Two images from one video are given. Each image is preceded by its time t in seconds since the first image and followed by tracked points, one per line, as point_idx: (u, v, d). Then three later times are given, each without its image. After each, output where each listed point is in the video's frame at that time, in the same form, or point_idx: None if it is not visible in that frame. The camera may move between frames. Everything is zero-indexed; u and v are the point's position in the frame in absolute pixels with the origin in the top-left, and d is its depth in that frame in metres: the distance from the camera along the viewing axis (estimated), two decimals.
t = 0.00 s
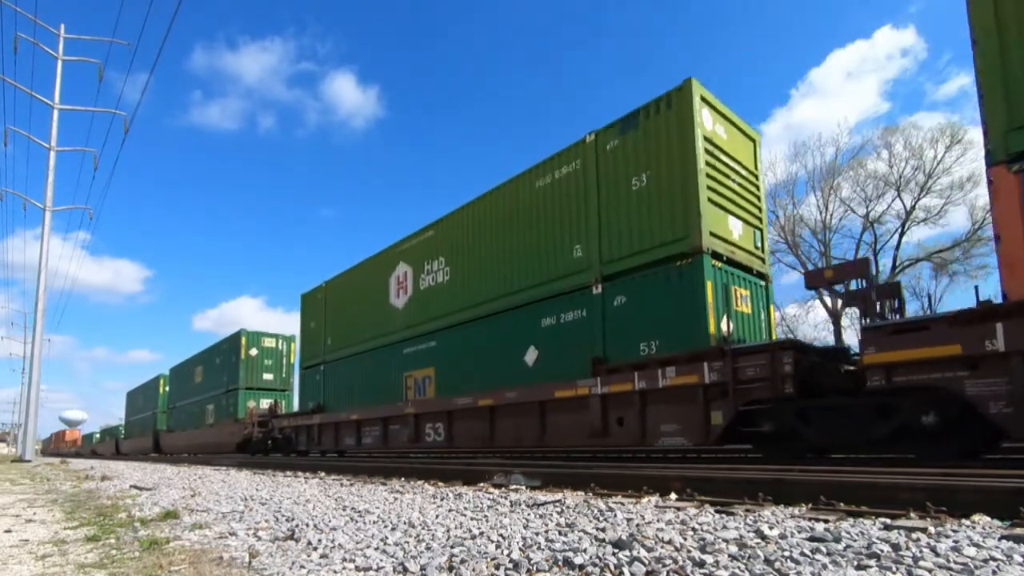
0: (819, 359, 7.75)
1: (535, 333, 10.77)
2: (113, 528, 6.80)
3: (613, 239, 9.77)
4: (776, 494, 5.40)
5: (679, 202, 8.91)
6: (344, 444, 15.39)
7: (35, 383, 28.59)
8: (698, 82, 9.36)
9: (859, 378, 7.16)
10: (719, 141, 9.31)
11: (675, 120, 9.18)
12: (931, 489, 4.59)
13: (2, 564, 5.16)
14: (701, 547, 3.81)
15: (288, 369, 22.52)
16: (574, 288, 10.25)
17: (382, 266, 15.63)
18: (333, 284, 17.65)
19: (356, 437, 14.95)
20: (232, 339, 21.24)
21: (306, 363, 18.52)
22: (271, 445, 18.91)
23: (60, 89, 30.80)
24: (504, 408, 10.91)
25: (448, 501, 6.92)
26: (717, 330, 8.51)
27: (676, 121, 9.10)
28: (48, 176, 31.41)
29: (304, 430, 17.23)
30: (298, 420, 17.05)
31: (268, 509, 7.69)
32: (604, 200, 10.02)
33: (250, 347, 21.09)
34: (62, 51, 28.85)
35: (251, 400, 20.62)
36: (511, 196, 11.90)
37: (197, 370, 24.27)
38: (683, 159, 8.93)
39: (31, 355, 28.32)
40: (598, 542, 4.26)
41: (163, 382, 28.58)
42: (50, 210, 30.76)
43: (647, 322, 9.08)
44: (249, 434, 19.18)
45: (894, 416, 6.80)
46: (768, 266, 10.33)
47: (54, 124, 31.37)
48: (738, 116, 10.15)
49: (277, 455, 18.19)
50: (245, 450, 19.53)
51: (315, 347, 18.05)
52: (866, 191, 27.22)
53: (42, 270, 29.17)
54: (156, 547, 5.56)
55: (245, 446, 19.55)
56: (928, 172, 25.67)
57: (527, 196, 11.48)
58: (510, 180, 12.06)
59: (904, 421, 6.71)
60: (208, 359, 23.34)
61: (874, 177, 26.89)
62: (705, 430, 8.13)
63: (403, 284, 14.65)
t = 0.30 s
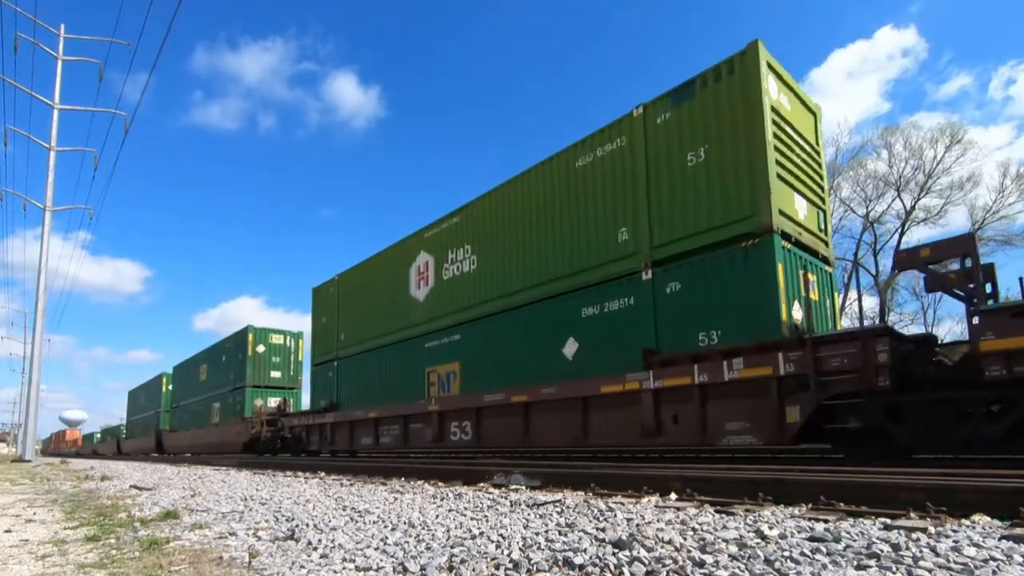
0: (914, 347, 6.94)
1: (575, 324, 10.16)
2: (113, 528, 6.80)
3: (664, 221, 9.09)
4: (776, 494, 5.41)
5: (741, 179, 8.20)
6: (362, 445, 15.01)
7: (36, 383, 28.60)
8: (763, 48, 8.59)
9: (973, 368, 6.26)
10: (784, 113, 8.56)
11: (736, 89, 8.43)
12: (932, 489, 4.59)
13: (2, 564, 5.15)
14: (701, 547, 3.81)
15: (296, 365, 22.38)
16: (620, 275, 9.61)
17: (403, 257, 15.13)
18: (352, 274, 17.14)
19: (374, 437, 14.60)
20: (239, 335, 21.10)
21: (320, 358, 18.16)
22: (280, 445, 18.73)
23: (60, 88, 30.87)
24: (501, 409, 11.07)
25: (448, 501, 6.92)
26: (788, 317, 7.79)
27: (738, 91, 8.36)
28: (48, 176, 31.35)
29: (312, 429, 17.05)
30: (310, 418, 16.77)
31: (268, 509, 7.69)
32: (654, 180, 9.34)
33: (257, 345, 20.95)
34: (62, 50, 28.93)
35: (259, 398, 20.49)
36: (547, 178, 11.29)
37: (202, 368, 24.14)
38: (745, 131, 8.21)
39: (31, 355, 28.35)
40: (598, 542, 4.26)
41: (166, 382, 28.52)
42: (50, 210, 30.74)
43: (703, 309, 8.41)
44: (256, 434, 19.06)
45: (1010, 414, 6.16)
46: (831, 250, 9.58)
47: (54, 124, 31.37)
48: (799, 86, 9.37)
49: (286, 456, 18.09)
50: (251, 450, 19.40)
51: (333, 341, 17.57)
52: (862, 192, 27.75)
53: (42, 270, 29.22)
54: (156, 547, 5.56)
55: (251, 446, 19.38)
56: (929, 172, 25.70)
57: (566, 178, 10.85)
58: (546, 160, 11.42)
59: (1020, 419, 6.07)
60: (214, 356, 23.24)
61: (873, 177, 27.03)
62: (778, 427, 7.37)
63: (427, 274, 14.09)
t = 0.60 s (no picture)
0: None
1: (622, 312, 9.50)
2: (113, 528, 6.80)
3: (726, 199, 8.35)
4: (776, 494, 5.41)
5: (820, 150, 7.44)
6: (382, 445, 14.43)
7: (36, 382, 28.62)
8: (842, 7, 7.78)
9: None
10: (864, 79, 7.77)
11: (811, 53, 7.66)
12: (932, 489, 4.59)
13: (2, 564, 5.16)
14: (701, 547, 3.81)
15: (305, 363, 22.23)
16: (674, 258, 8.91)
17: (427, 246, 14.58)
18: (372, 264, 16.52)
19: (394, 436, 14.01)
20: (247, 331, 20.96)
21: (334, 353, 17.59)
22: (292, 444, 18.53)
23: (60, 89, 30.94)
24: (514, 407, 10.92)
25: (448, 501, 6.92)
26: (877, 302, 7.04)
27: (814, 54, 7.59)
28: (48, 176, 31.41)
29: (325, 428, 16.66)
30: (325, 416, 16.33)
31: (268, 509, 7.69)
32: (713, 155, 8.59)
33: (265, 341, 20.81)
34: (61, 48, 28.98)
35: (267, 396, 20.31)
36: (590, 157, 10.59)
37: (208, 366, 24.02)
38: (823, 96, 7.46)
39: (31, 355, 28.36)
40: (598, 542, 4.26)
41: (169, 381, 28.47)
42: (49, 210, 30.75)
43: (774, 294, 7.70)
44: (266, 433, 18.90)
45: None
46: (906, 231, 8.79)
47: (54, 123, 31.39)
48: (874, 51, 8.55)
49: (296, 456, 17.91)
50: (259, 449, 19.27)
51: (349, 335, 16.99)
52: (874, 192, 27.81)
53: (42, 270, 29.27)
54: (156, 547, 5.56)
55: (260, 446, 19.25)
56: (929, 172, 25.71)
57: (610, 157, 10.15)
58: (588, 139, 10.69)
59: None
60: (221, 353, 23.11)
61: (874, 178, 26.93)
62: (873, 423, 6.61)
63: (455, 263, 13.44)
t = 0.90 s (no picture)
0: None
1: (676, 301, 8.59)
2: (113, 528, 6.80)
3: (800, 172, 7.38)
4: (776, 495, 5.41)
5: (915, 114, 6.47)
6: (402, 445, 13.76)
7: (36, 383, 28.63)
8: None
9: None
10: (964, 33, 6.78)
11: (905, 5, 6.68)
12: (932, 489, 4.59)
13: (2, 564, 5.16)
14: (701, 547, 3.81)
15: (314, 361, 22.00)
16: (738, 241, 7.96)
17: (449, 233, 13.65)
18: (388, 255, 15.66)
19: (417, 435, 13.32)
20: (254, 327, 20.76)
21: (350, 347, 16.77)
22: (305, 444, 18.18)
23: (60, 90, 31.02)
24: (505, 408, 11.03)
25: (448, 501, 6.92)
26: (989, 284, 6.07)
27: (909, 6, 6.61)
28: (48, 176, 31.43)
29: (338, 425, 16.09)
30: (339, 415, 15.76)
31: (268, 509, 7.69)
32: (783, 123, 7.62)
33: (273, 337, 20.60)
34: (61, 47, 28.99)
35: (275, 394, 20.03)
36: (635, 134, 9.63)
37: (214, 364, 23.83)
38: (923, 51, 6.46)
39: (31, 355, 28.38)
40: (598, 542, 4.26)
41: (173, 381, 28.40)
42: (49, 210, 30.79)
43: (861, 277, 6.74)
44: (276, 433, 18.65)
45: None
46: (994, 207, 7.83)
47: (54, 124, 31.43)
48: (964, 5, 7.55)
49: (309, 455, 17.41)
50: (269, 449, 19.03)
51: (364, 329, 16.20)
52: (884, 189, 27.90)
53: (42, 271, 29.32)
54: (157, 547, 5.56)
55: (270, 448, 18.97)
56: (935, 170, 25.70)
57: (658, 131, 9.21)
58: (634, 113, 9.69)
59: None
60: (228, 350, 22.94)
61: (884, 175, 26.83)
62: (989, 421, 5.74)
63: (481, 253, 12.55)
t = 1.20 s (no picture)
0: None
1: (740, 287, 7.73)
2: (113, 528, 6.80)
3: (891, 139, 6.51)
4: (776, 495, 5.40)
5: None
6: (423, 445, 12.86)
7: (36, 382, 28.64)
8: None
9: None
10: None
11: None
12: (931, 489, 4.59)
13: (2, 564, 5.16)
14: (701, 547, 3.81)
15: (323, 359, 21.71)
16: (815, 218, 7.10)
17: (473, 220, 12.74)
18: (405, 246, 14.81)
19: (441, 435, 12.40)
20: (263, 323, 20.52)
21: (365, 344, 15.88)
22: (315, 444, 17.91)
23: (60, 89, 30.99)
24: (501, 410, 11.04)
25: (449, 501, 6.92)
26: None
27: None
28: (48, 176, 31.40)
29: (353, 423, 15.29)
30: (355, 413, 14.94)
31: (268, 509, 7.69)
32: (871, 86, 6.73)
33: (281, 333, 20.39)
34: (61, 48, 29.02)
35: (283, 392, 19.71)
36: (688, 106, 8.68)
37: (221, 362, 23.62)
38: None
39: (31, 355, 28.37)
40: (598, 542, 4.25)
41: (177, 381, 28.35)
42: (49, 210, 30.77)
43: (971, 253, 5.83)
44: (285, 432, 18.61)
45: None
46: None
47: (54, 124, 31.42)
48: None
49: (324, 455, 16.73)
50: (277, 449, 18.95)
51: (380, 323, 15.31)
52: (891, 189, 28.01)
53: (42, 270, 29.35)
54: (157, 547, 5.56)
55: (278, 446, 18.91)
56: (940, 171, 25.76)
57: (717, 101, 8.29)
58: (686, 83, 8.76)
59: None
60: (236, 346, 22.71)
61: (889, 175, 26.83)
62: None
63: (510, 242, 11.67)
